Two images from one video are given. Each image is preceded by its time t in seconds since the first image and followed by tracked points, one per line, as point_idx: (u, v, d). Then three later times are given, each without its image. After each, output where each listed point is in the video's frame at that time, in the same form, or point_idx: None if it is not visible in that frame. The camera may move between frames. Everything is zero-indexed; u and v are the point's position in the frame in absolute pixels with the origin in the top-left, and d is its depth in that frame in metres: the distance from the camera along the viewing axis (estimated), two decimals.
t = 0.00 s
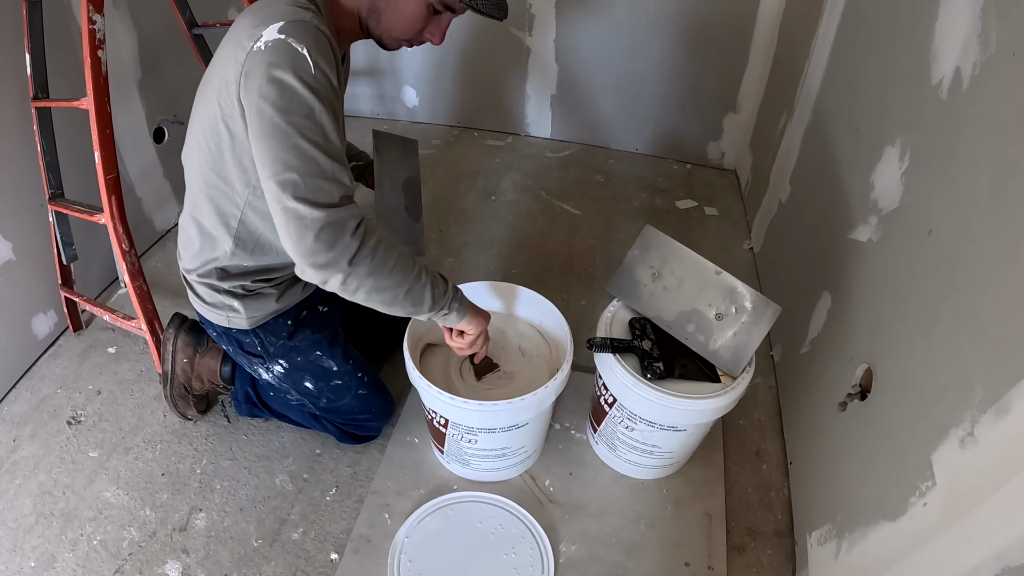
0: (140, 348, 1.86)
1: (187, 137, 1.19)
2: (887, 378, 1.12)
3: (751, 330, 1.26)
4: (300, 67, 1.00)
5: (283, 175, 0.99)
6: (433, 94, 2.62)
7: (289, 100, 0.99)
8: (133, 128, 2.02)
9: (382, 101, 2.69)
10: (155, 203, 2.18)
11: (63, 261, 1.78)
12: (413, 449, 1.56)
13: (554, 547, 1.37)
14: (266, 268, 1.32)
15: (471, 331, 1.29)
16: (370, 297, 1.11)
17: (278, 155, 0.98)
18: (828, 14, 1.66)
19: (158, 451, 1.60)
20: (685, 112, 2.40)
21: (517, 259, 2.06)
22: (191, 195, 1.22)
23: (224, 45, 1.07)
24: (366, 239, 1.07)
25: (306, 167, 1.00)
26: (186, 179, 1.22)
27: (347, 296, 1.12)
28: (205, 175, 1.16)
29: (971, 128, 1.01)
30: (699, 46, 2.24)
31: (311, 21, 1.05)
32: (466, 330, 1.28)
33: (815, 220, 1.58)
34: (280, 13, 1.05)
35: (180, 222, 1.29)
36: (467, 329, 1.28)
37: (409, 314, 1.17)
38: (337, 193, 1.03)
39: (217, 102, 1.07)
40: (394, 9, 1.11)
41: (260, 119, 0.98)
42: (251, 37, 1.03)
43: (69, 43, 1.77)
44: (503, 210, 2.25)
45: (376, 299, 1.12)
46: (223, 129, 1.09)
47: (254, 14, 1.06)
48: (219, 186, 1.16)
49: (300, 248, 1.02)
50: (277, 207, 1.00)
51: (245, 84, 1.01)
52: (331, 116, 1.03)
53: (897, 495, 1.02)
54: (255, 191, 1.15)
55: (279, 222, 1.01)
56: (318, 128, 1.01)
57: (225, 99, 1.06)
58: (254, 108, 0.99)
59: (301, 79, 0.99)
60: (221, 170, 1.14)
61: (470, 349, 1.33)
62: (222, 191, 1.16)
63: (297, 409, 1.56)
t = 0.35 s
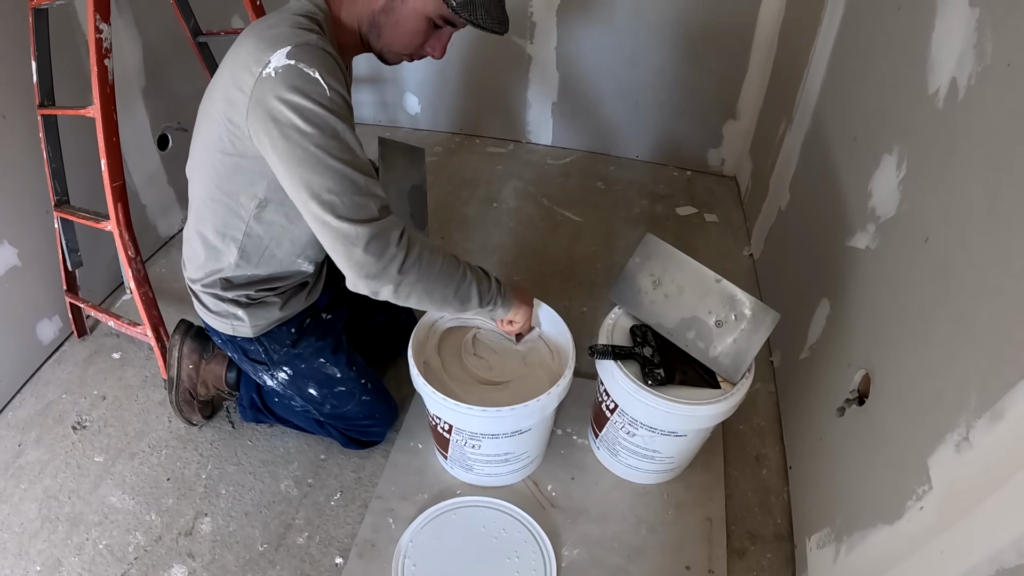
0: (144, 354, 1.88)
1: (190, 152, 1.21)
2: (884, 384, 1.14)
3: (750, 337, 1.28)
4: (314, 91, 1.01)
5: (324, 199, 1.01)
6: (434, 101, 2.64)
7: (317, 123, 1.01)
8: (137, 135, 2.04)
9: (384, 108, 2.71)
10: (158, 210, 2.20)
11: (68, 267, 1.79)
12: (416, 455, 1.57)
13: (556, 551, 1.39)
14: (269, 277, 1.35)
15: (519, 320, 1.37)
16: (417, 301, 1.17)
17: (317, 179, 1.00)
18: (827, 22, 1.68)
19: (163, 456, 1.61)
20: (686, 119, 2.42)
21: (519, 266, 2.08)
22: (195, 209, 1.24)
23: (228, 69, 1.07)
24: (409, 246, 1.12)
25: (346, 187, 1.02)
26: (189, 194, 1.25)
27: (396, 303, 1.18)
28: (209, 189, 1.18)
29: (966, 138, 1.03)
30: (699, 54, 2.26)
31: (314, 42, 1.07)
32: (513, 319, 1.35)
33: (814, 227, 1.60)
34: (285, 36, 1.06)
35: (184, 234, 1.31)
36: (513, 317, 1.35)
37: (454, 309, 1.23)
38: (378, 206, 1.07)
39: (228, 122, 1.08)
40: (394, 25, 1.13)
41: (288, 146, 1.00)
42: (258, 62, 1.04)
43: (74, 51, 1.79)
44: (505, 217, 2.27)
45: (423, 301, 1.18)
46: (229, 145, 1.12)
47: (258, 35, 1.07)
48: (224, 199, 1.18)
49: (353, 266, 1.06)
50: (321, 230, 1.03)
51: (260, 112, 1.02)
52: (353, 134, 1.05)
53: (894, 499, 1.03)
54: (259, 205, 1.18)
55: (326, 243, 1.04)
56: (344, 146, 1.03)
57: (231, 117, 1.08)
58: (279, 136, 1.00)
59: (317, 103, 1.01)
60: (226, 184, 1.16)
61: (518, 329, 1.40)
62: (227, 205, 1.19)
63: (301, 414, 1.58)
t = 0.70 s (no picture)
0: (148, 360, 1.90)
1: (202, 159, 1.24)
2: (883, 392, 1.15)
3: (750, 345, 1.30)
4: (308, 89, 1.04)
5: (279, 191, 1.02)
6: (436, 109, 2.66)
7: (297, 119, 1.03)
8: (141, 143, 2.06)
9: (386, 116, 2.73)
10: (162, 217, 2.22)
11: (73, 274, 1.81)
12: (420, 461, 1.59)
13: (559, 557, 1.40)
14: (279, 284, 1.37)
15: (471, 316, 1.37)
16: (362, 306, 1.16)
17: (278, 171, 1.01)
18: (825, 33, 1.71)
19: (169, 462, 1.63)
20: (686, 127, 2.45)
21: (522, 274, 2.10)
22: (207, 215, 1.26)
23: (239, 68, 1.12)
24: (357, 250, 1.11)
25: (303, 183, 1.03)
26: (201, 199, 1.27)
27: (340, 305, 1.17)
28: (220, 197, 1.20)
29: (963, 149, 1.04)
30: (699, 62, 2.29)
31: (324, 48, 1.10)
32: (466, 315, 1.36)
33: (813, 236, 1.62)
34: (296, 42, 1.10)
35: (194, 240, 1.34)
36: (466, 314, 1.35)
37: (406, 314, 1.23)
38: (332, 207, 1.07)
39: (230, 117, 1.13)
40: (409, 38, 1.16)
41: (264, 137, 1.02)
42: (266, 62, 1.08)
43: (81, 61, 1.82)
44: (506, 225, 2.29)
45: (370, 307, 1.17)
46: (240, 153, 1.14)
47: (270, 41, 1.12)
48: (236, 208, 1.20)
49: (290, 260, 1.06)
50: (272, 221, 1.04)
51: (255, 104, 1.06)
52: (333, 135, 1.07)
53: (892, 505, 1.05)
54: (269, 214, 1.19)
55: (275, 236, 1.05)
56: (320, 144, 1.04)
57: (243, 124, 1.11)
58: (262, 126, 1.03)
59: (307, 100, 1.04)
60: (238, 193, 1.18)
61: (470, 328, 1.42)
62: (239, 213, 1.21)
63: (307, 421, 1.59)
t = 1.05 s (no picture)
0: (150, 365, 1.92)
1: (205, 170, 1.26)
2: (876, 396, 1.17)
3: (746, 350, 1.31)
4: (318, 109, 1.06)
5: (307, 211, 1.04)
6: (437, 116, 2.69)
7: (314, 138, 1.04)
8: (144, 149, 2.08)
9: (386, 122, 2.76)
10: (165, 223, 2.24)
11: (76, 279, 1.83)
12: (420, 465, 1.61)
13: (558, 559, 1.41)
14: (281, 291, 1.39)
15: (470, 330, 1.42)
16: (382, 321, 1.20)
17: (305, 192, 1.03)
18: (822, 41, 1.73)
19: (171, 466, 1.64)
20: (685, 134, 2.47)
21: (522, 280, 2.12)
22: (210, 225, 1.28)
23: (243, 88, 1.13)
24: (382, 267, 1.14)
25: (329, 202, 1.05)
26: (205, 210, 1.29)
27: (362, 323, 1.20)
28: (224, 208, 1.22)
29: (954, 158, 1.06)
30: (697, 69, 2.31)
31: (329, 67, 1.12)
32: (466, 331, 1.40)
33: (809, 242, 1.63)
34: (300, 59, 1.11)
35: (197, 249, 1.35)
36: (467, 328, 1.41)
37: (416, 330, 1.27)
38: (358, 225, 1.10)
39: (240, 139, 1.14)
40: (409, 52, 1.18)
41: (280, 158, 1.03)
42: (271, 81, 1.09)
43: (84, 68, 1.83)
44: (506, 230, 2.31)
45: (392, 323, 1.21)
46: (245, 165, 1.16)
47: (273, 57, 1.13)
48: (240, 218, 1.22)
49: (324, 281, 1.08)
50: (302, 242, 1.05)
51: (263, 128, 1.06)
52: (349, 155, 1.09)
53: (886, 508, 1.06)
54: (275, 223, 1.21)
55: (305, 256, 1.06)
56: (337, 163, 1.07)
57: (247, 138, 1.12)
58: (275, 148, 1.03)
59: (318, 121, 1.05)
60: (243, 203, 1.20)
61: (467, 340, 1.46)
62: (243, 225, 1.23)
63: (309, 425, 1.61)
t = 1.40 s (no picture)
0: (151, 367, 1.92)
1: (206, 176, 1.27)
2: (874, 397, 1.17)
3: (744, 351, 1.32)
4: (336, 124, 1.05)
5: (352, 227, 1.02)
6: (437, 119, 2.70)
7: (338, 155, 1.03)
8: (145, 151, 2.08)
9: (387, 125, 2.76)
10: (165, 225, 2.25)
11: (77, 280, 1.83)
12: (420, 467, 1.61)
13: (557, 560, 1.42)
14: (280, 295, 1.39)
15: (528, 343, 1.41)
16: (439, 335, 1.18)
17: (345, 208, 1.02)
18: (820, 44, 1.73)
19: (171, 467, 1.65)
20: (684, 136, 2.47)
21: (522, 282, 2.12)
22: (211, 231, 1.29)
23: (250, 106, 1.12)
24: (429, 272, 1.13)
25: (370, 214, 1.04)
26: (205, 216, 1.30)
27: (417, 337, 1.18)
28: (224, 213, 1.23)
29: (950, 159, 1.07)
30: (696, 72, 2.32)
31: (335, 80, 1.12)
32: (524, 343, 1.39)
33: (808, 244, 1.64)
34: (305, 72, 1.11)
35: (198, 253, 1.36)
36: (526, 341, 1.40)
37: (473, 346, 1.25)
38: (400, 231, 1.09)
39: (241, 145, 1.15)
40: (407, 61, 1.19)
41: (311, 178, 1.02)
42: (279, 98, 1.08)
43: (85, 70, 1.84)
44: (506, 233, 2.32)
45: (446, 333, 1.19)
46: (245, 170, 1.16)
47: (277, 72, 1.12)
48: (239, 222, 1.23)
49: (379, 292, 1.07)
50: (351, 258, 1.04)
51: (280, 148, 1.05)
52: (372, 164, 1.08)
53: (884, 508, 1.07)
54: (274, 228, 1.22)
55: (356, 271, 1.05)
56: (362, 173, 1.05)
57: (247, 145, 1.14)
58: (301, 170, 1.02)
59: (338, 136, 1.04)
60: (241, 208, 1.21)
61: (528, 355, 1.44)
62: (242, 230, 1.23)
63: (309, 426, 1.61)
